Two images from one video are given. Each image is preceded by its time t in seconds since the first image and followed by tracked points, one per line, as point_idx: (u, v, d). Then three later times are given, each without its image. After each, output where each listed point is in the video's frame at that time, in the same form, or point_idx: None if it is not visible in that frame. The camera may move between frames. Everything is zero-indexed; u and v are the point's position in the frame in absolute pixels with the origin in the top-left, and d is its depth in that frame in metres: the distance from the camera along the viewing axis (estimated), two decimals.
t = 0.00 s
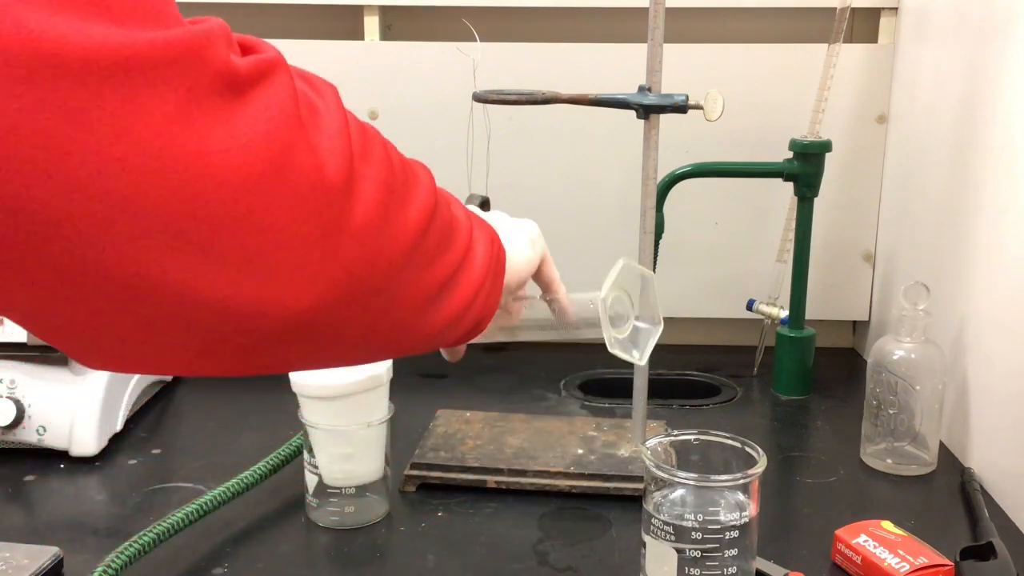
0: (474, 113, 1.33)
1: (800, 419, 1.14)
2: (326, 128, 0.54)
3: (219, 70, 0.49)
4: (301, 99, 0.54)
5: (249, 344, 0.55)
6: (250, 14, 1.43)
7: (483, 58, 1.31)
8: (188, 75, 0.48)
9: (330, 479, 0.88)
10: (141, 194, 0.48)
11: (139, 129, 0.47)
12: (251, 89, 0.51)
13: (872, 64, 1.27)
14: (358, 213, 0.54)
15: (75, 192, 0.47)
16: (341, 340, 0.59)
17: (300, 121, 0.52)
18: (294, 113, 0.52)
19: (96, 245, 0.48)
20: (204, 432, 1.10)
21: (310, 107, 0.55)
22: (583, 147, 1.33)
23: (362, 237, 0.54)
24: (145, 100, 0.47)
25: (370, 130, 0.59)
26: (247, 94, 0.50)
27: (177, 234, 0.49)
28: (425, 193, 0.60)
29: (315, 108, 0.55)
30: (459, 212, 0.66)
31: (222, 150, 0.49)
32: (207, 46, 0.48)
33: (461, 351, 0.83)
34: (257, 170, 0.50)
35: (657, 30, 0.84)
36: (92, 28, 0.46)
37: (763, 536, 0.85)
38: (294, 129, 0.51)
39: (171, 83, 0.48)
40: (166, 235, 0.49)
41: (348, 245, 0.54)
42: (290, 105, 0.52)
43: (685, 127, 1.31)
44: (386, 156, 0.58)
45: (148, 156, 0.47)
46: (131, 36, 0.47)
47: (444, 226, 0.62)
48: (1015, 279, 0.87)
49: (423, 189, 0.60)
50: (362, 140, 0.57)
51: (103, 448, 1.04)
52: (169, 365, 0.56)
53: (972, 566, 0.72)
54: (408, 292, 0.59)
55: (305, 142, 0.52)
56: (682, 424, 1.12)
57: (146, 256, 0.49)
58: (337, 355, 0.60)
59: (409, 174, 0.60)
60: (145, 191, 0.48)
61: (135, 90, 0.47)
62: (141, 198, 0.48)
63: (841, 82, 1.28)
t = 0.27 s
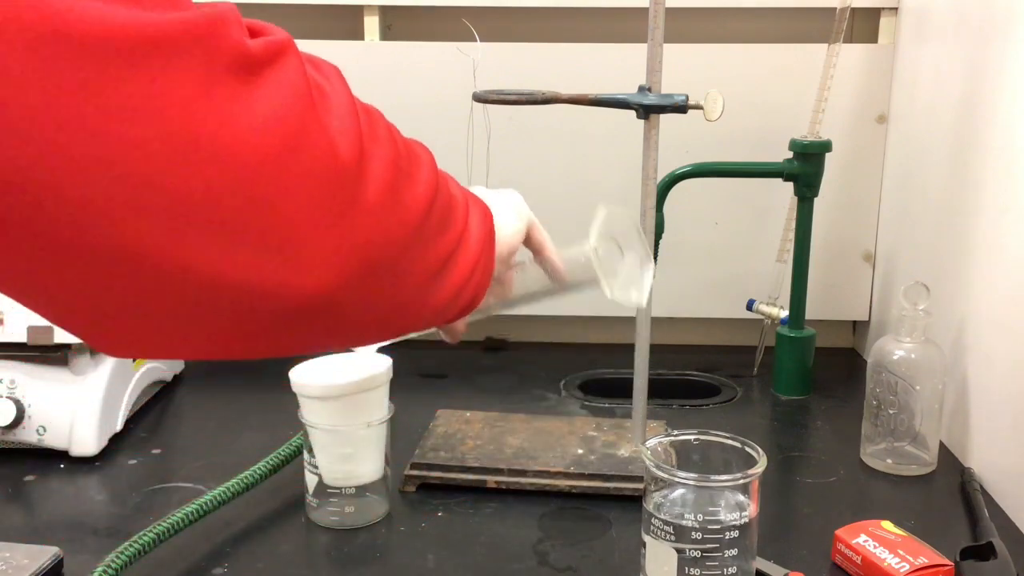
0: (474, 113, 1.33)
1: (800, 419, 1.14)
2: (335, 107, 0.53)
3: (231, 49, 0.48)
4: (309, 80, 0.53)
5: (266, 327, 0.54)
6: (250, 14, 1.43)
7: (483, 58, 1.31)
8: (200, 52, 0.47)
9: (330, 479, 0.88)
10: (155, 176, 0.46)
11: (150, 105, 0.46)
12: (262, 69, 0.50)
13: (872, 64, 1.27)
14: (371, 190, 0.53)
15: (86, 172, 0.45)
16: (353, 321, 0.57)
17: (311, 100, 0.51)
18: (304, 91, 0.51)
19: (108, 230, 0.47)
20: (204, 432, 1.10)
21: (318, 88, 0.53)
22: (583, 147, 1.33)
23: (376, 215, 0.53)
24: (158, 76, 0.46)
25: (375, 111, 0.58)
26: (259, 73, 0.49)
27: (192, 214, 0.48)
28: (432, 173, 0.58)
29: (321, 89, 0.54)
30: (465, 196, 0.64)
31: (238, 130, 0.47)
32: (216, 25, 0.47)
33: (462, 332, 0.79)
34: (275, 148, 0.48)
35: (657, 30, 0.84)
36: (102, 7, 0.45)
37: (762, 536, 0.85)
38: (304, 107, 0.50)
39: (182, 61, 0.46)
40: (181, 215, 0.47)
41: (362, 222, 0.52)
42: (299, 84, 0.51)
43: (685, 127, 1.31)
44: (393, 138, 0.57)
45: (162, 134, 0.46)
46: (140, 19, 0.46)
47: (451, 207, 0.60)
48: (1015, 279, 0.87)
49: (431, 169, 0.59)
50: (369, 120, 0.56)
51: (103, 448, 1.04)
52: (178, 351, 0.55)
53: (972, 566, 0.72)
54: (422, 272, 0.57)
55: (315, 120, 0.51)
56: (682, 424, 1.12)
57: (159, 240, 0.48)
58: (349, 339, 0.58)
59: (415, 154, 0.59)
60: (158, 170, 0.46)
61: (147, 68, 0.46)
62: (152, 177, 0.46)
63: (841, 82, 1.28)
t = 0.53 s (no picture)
0: (474, 113, 1.33)
1: (800, 419, 1.14)
2: (343, 86, 0.52)
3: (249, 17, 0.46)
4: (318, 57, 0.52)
5: (274, 310, 0.52)
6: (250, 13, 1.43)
7: (483, 58, 1.31)
8: (224, 23, 0.45)
9: (329, 478, 0.87)
10: (185, 143, 0.44)
11: (171, 72, 0.43)
12: (278, 44, 0.48)
13: (872, 64, 1.27)
14: (383, 167, 0.52)
15: (117, 143, 0.43)
16: (355, 307, 0.55)
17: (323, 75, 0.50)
18: (319, 67, 0.50)
19: (130, 201, 0.44)
20: (204, 432, 1.11)
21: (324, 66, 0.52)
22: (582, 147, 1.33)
23: (387, 193, 0.52)
24: (184, 46, 0.44)
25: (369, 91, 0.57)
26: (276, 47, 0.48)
27: (216, 188, 0.46)
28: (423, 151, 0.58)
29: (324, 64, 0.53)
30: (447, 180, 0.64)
31: (261, 103, 0.46)
32: None
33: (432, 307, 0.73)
34: (298, 114, 0.47)
35: (657, 30, 0.84)
36: None
37: (762, 536, 0.85)
38: (320, 82, 0.49)
39: (208, 30, 0.45)
40: (207, 187, 0.45)
41: (377, 199, 0.51)
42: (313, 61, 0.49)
43: (685, 127, 1.31)
44: (393, 119, 0.56)
45: (190, 103, 0.44)
46: None
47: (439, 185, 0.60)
48: (1015, 279, 0.87)
49: (424, 153, 0.58)
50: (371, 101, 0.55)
51: (103, 448, 1.04)
52: (174, 338, 0.52)
53: (972, 566, 0.72)
54: (422, 252, 0.57)
55: (330, 96, 0.49)
56: (682, 424, 1.12)
57: (182, 213, 0.46)
58: (346, 325, 0.57)
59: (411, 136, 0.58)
60: (186, 141, 0.44)
61: (171, 33, 0.44)
62: (178, 147, 0.44)
63: (842, 82, 1.28)
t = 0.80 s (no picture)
0: (474, 113, 1.33)
1: (800, 419, 1.14)
2: (302, 272, 0.41)
3: (172, 207, 0.38)
4: (276, 235, 0.41)
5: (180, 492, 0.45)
6: (250, 13, 1.43)
7: (483, 58, 1.31)
8: (131, 216, 0.37)
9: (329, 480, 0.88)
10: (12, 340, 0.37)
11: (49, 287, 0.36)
12: (200, 235, 0.39)
13: (872, 64, 1.26)
14: (316, 371, 0.42)
15: None
16: (285, 482, 0.46)
17: (262, 273, 0.40)
18: (255, 262, 0.40)
19: None
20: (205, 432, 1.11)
21: (290, 235, 0.42)
22: (583, 147, 1.33)
23: (314, 399, 0.42)
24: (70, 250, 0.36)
25: (371, 251, 0.47)
26: (191, 238, 0.38)
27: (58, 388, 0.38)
28: (416, 327, 0.47)
29: (294, 231, 0.42)
30: (475, 341, 0.52)
31: (141, 288, 0.37)
32: (141, 175, 0.37)
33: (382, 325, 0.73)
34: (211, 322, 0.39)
35: (657, 30, 0.84)
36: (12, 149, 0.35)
37: (762, 536, 0.85)
38: (239, 283, 0.39)
39: (96, 219, 0.36)
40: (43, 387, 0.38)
41: (290, 412, 0.42)
42: (246, 251, 0.40)
43: (685, 127, 1.31)
44: (383, 289, 0.46)
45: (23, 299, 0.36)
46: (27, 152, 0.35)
47: (439, 355, 0.48)
48: (1015, 280, 0.87)
49: (423, 329, 0.47)
50: (353, 280, 0.44)
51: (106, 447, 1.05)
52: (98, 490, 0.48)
53: (972, 566, 0.72)
54: (373, 445, 0.47)
55: (253, 302, 0.40)
56: (682, 424, 1.12)
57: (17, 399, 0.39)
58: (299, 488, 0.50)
59: (411, 304, 0.47)
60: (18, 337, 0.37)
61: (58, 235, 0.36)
62: (6, 347, 0.37)
63: (841, 82, 1.28)
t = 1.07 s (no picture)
0: (474, 113, 1.33)
1: (800, 419, 1.14)
2: (279, 419, 0.42)
3: (137, 367, 0.38)
4: (253, 383, 0.42)
5: None
6: (250, 13, 1.43)
7: (483, 58, 1.31)
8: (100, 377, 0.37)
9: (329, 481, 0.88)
10: None
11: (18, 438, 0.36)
12: (185, 389, 0.40)
13: (872, 64, 1.26)
14: (286, 511, 0.43)
15: None
16: None
17: (238, 421, 0.41)
18: (230, 413, 0.41)
19: None
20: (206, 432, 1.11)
21: (268, 381, 0.43)
22: (583, 147, 1.33)
23: (281, 539, 0.43)
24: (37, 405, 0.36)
25: (355, 379, 0.48)
26: (175, 393, 0.39)
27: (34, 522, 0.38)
28: (398, 458, 0.48)
29: (273, 379, 0.43)
30: (454, 453, 0.53)
31: (109, 446, 0.38)
32: (132, 336, 0.38)
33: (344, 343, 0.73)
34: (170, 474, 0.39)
35: (657, 30, 0.84)
36: None
37: (763, 536, 0.85)
38: (218, 433, 0.40)
39: (70, 376, 0.36)
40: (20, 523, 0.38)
41: (260, 551, 0.43)
42: (227, 399, 0.41)
43: (685, 127, 1.31)
44: (362, 426, 0.46)
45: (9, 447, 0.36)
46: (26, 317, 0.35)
47: (421, 482, 0.50)
48: (1015, 280, 0.87)
49: (402, 450, 0.48)
50: (332, 421, 0.45)
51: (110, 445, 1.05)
52: None
53: (972, 566, 0.72)
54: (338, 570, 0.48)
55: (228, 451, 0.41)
56: (682, 424, 1.12)
57: None
58: None
59: (388, 432, 0.48)
60: None
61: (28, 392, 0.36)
62: None
63: (841, 82, 1.28)
